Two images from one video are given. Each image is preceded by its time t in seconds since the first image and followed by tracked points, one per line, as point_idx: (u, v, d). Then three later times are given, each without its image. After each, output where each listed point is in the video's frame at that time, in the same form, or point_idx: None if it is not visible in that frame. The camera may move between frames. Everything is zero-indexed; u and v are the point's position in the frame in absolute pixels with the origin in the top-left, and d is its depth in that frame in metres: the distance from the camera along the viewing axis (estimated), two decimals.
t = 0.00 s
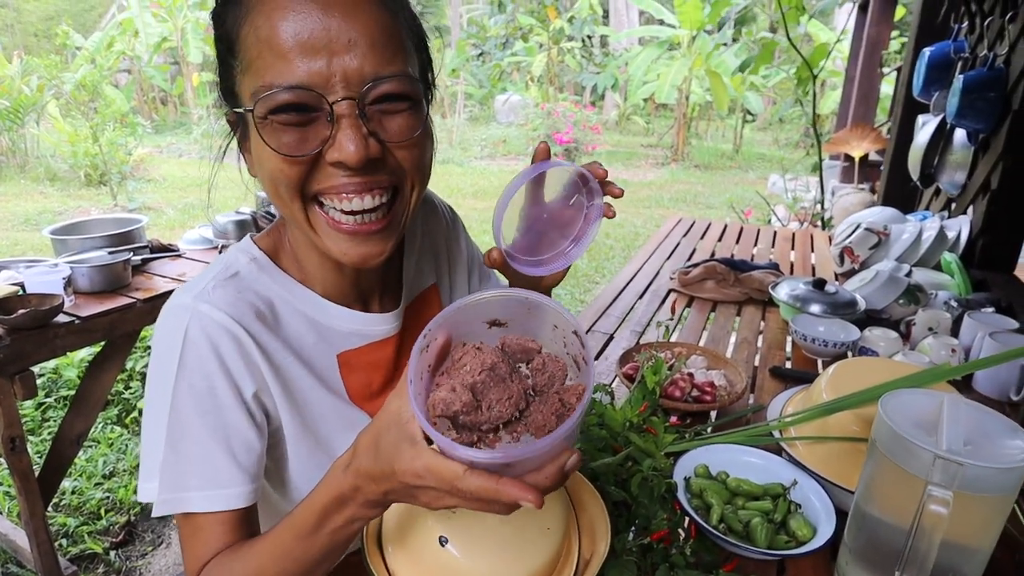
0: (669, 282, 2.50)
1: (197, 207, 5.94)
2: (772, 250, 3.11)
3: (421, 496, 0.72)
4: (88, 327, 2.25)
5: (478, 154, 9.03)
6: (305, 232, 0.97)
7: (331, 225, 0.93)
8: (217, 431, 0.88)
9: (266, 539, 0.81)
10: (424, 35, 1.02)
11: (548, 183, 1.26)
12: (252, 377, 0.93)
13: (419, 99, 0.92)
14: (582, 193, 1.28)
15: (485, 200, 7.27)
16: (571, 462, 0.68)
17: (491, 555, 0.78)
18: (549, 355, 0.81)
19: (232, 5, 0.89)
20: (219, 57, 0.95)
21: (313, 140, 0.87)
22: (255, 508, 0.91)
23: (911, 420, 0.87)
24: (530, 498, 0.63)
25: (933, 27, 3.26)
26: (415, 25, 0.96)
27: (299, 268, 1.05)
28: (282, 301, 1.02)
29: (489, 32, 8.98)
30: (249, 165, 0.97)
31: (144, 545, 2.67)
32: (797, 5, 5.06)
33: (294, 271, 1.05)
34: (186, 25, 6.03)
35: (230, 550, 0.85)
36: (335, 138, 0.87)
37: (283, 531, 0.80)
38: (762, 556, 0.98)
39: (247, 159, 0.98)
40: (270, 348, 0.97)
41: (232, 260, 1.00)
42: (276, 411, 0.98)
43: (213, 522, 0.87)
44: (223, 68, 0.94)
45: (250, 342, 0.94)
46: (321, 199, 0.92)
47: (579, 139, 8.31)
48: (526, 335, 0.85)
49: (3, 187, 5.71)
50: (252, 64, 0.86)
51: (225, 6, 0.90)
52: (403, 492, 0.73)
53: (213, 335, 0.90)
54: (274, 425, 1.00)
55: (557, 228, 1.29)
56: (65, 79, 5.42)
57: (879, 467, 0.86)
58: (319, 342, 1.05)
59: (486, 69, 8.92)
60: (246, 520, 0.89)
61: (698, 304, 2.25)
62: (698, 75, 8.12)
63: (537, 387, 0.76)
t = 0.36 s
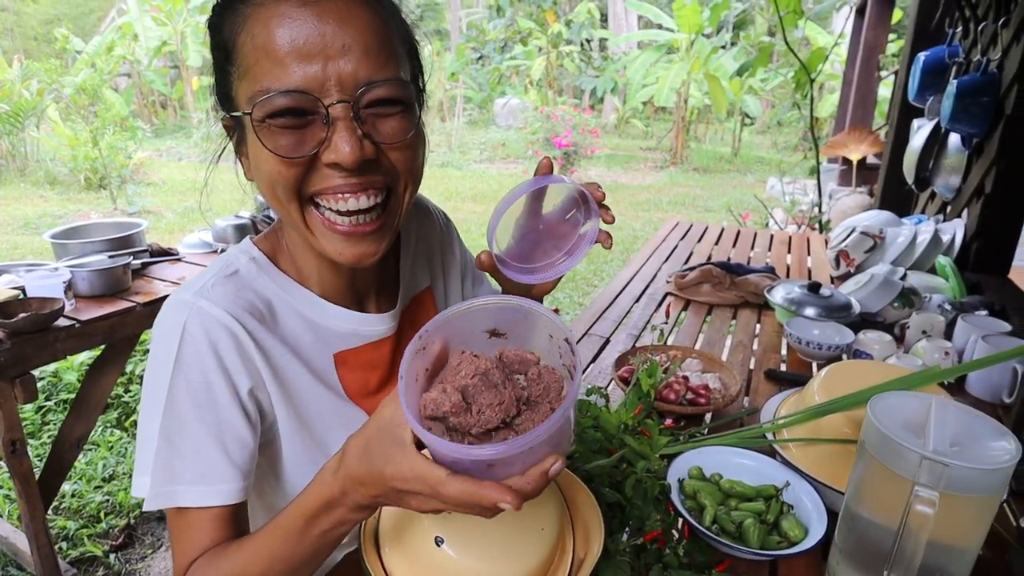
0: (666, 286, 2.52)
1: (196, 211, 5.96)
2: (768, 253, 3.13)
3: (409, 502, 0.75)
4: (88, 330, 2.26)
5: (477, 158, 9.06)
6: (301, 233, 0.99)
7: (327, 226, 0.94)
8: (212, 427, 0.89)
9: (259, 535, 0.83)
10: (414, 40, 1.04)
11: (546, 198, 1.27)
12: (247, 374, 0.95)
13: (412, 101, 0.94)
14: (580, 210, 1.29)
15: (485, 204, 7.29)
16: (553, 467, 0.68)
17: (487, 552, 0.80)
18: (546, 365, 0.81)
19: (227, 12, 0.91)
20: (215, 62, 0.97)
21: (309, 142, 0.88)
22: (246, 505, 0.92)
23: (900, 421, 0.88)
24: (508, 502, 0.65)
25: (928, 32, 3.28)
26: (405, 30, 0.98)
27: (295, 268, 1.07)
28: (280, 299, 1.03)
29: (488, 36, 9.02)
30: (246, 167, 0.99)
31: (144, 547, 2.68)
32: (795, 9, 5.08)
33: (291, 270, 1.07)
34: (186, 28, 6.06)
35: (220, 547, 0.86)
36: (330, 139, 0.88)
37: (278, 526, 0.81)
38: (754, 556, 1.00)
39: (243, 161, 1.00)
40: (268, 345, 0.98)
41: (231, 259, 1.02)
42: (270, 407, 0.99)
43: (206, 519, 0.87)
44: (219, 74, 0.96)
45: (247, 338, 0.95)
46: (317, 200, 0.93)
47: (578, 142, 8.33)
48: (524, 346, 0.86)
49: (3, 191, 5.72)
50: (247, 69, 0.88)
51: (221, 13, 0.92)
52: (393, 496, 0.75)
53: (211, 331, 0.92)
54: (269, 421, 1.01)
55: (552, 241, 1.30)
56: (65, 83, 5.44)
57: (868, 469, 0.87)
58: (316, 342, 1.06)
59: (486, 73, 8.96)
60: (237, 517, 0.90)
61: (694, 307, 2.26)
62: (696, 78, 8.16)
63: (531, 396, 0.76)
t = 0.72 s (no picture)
0: (663, 288, 2.53)
1: (197, 214, 5.98)
2: (766, 256, 3.15)
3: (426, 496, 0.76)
4: (90, 333, 2.28)
5: (476, 161, 9.09)
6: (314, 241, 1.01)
7: (341, 239, 0.96)
8: (218, 419, 0.90)
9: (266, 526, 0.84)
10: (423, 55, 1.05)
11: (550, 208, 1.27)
12: (254, 369, 0.96)
13: (423, 116, 0.96)
14: (580, 219, 1.29)
15: (484, 206, 7.32)
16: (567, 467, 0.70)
17: (486, 552, 0.81)
18: (551, 372, 0.83)
19: (243, 26, 0.92)
20: (229, 71, 0.98)
21: (327, 163, 0.90)
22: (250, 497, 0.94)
23: (892, 422, 0.90)
24: (535, 497, 0.66)
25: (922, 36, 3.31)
26: (415, 46, 0.99)
27: (303, 272, 1.09)
28: (285, 298, 1.05)
29: (487, 39, 9.07)
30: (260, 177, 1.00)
31: (144, 549, 2.69)
32: (791, 13, 5.11)
33: (296, 271, 1.08)
34: (185, 32, 6.08)
35: (226, 537, 0.88)
36: (348, 160, 0.90)
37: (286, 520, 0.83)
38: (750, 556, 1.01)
39: (255, 170, 1.01)
40: (273, 341, 1.00)
41: (238, 259, 1.04)
42: (276, 402, 1.00)
43: (212, 509, 0.89)
44: (232, 83, 0.96)
45: (254, 334, 0.96)
46: (332, 215, 0.95)
47: (577, 145, 8.36)
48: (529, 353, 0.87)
49: (3, 194, 5.73)
50: (264, 85, 0.89)
51: (236, 24, 0.93)
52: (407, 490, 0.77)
53: (219, 326, 0.93)
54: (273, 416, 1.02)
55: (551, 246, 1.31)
56: (66, 87, 5.47)
57: (860, 469, 0.89)
58: (319, 339, 1.08)
59: (485, 76, 8.99)
60: (242, 507, 0.92)
61: (691, 310, 2.28)
62: (695, 81, 8.19)
63: (538, 400, 0.78)
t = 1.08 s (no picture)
0: (662, 290, 2.56)
1: (199, 217, 6.02)
2: (764, 258, 3.17)
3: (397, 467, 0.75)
4: (95, 335, 2.30)
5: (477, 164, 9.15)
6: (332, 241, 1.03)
7: (364, 238, 1.00)
8: (216, 408, 0.92)
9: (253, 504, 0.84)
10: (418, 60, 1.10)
11: (509, 179, 1.33)
12: (253, 360, 0.98)
13: (432, 121, 1.01)
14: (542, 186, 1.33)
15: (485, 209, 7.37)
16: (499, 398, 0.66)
17: (483, 544, 0.84)
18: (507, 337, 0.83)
19: (264, 35, 0.94)
20: (244, 76, 0.98)
21: (355, 166, 0.93)
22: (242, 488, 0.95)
23: (880, 418, 0.92)
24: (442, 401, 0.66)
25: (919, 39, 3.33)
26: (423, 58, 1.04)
27: (311, 269, 1.11)
28: (285, 291, 1.07)
29: (488, 43, 9.10)
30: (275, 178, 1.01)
31: (148, 549, 2.71)
32: (790, 17, 5.15)
33: (296, 265, 1.11)
34: (188, 36, 6.13)
35: (212, 522, 0.89)
36: (375, 164, 0.94)
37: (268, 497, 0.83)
38: (742, 549, 1.04)
39: (268, 170, 1.03)
40: (273, 331, 1.02)
41: (237, 256, 1.07)
42: (274, 392, 1.03)
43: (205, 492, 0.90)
44: (248, 88, 0.97)
45: (254, 325, 0.99)
46: (354, 214, 0.98)
47: (578, 148, 8.39)
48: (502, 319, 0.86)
49: (6, 198, 5.77)
50: (288, 92, 0.91)
51: (255, 32, 0.95)
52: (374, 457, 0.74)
53: (221, 316, 0.96)
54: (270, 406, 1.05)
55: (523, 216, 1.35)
56: (68, 91, 5.51)
57: (848, 464, 0.91)
58: (317, 330, 1.10)
59: (486, 79, 9.01)
60: (234, 496, 0.93)
61: (689, 311, 2.30)
62: (695, 84, 8.23)
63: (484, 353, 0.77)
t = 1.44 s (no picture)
0: (656, 292, 2.60)
1: (200, 220, 6.07)
2: (758, 260, 3.21)
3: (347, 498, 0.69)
4: (99, 337, 2.34)
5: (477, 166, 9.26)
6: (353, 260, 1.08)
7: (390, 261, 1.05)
8: (194, 404, 0.93)
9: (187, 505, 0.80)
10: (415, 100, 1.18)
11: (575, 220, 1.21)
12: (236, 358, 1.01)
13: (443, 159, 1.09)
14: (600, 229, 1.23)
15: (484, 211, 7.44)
16: (428, 422, 0.63)
17: (479, 537, 0.88)
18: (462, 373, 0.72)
19: (319, 59, 0.97)
20: (280, 88, 0.99)
21: (396, 194, 0.99)
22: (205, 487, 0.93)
23: (859, 417, 0.95)
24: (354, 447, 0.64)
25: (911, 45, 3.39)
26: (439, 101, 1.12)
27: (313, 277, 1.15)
28: (272, 294, 1.11)
29: (488, 45, 9.14)
30: (301, 196, 1.03)
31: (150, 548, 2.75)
32: (787, 21, 5.20)
33: (285, 269, 1.15)
34: (189, 39, 6.17)
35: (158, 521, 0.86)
36: (408, 194, 1.00)
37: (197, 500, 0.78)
38: (729, 543, 1.07)
39: (290, 187, 1.04)
40: (258, 331, 1.06)
41: (227, 263, 1.11)
42: (259, 389, 1.06)
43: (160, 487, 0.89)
44: (287, 103, 0.98)
45: (240, 325, 1.03)
46: (382, 237, 1.03)
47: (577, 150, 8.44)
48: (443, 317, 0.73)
49: (9, 200, 5.81)
50: (343, 119, 0.95)
51: (309, 52, 0.97)
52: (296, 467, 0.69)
53: (207, 318, 0.99)
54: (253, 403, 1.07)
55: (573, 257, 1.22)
56: (70, 94, 5.54)
57: (829, 460, 0.94)
58: (302, 328, 1.14)
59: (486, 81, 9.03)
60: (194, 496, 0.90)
61: (683, 312, 2.34)
62: (694, 86, 8.26)
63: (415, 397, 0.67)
